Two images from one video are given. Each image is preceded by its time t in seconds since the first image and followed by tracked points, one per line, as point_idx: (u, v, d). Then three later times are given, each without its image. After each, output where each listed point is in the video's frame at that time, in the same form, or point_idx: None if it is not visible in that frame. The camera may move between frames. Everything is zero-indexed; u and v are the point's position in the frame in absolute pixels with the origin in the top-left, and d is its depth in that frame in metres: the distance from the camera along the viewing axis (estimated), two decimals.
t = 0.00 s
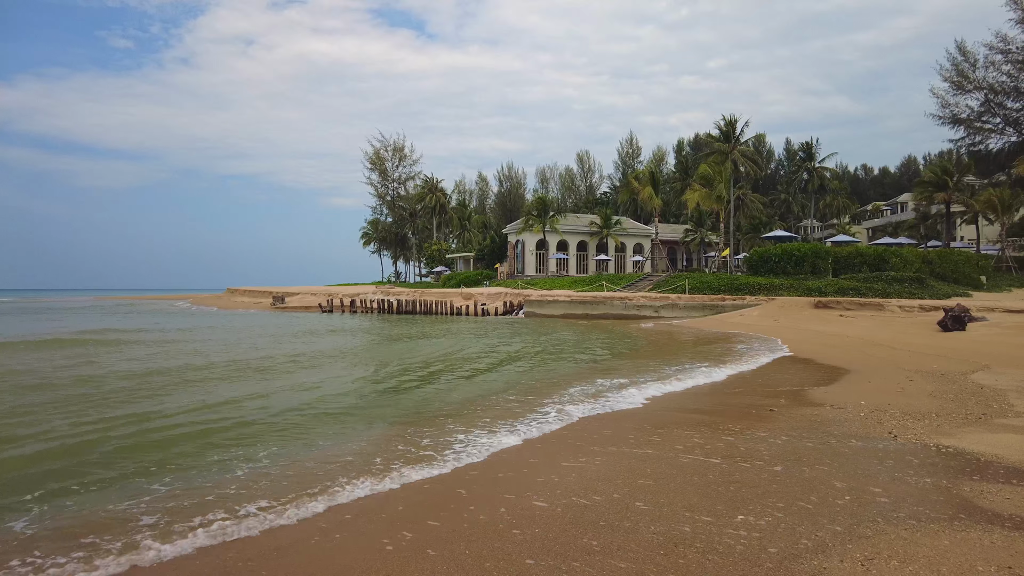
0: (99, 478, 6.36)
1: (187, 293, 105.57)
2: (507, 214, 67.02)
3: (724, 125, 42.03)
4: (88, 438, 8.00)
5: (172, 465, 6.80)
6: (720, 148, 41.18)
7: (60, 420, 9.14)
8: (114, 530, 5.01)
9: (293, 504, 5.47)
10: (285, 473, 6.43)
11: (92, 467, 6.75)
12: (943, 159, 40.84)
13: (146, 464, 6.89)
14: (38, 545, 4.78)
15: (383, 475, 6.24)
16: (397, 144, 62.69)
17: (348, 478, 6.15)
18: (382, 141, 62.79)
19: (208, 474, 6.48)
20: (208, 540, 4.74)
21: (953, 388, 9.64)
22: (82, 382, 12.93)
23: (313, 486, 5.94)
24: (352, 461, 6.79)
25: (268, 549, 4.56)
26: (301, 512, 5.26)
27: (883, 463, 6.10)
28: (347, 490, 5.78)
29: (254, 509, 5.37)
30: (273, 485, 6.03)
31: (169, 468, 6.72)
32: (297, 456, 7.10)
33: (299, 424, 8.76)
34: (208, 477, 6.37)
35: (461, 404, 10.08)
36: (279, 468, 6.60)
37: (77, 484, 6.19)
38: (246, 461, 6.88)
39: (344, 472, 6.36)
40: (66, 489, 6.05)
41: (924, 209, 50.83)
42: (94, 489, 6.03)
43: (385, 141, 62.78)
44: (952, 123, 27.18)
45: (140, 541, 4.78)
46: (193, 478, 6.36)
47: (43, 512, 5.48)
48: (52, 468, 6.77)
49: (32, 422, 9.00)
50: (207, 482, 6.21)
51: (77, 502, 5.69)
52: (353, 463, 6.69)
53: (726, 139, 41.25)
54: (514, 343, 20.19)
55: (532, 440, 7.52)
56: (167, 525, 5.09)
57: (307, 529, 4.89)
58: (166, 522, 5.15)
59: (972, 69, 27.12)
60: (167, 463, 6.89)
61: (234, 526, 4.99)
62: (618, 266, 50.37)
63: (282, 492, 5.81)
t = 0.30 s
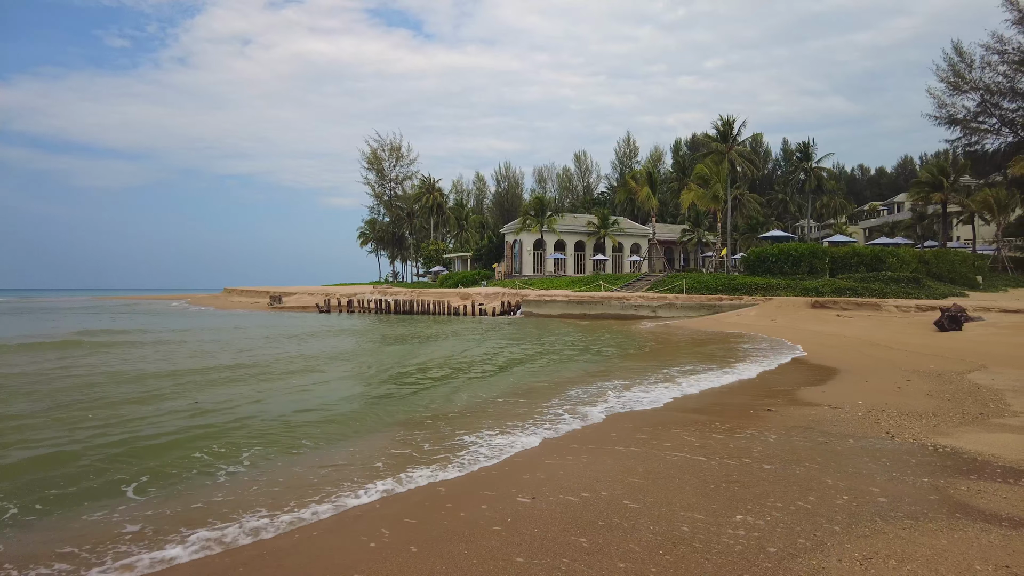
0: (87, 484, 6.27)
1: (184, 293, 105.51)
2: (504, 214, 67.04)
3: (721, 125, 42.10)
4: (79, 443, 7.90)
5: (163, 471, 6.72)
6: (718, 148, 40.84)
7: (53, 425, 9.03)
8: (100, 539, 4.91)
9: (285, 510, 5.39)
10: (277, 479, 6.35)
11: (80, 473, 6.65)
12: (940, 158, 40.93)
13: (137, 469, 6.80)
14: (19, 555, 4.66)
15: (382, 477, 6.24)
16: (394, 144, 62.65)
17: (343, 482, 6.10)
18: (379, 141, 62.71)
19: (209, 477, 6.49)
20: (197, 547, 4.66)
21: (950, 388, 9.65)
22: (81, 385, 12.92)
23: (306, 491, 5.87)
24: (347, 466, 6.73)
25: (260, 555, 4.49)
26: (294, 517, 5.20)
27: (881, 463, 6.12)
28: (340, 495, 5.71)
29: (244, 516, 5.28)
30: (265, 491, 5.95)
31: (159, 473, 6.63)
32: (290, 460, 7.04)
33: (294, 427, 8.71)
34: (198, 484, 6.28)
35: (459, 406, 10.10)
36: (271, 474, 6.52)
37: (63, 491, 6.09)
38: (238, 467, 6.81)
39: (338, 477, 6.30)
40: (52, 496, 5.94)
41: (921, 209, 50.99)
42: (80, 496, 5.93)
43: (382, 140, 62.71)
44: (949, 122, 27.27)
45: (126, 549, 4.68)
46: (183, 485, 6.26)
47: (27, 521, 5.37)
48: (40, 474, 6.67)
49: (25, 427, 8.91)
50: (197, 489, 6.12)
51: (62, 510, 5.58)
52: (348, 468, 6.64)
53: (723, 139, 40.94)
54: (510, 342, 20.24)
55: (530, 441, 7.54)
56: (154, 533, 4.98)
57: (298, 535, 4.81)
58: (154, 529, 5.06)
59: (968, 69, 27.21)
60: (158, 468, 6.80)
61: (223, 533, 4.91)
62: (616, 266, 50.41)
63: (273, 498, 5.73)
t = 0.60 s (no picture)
0: (74, 490, 6.20)
1: (182, 292, 105.50)
2: (502, 214, 67.06)
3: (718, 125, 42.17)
4: (67, 449, 7.82)
5: (152, 476, 6.67)
6: (715, 148, 40.93)
7: (45, 429, 8.97)
8: (77, 548, 4.82)
9: (272, 517, 5.31)
10: (264, 486, 6.27)
11: (64, 479, 6.56)
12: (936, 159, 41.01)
13: (129, 473, 6.76)
14: (6, 562, 4.61)
15: (378, 481, 6.21)
16: (391, 144, 62.65)
17: (331, 488, 6.04)
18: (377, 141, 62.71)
19: (204, 481, 6.46)
20: (187, 553, 4.62)
21: (946, 388, 9.66)
22: (77, 388, 12.90)
23: (295, 497, 5.81)
24: (336, 471, 6.67)
25: (249, 560, 4.44)
26: (281, 523, 5.13)
27: (877, 462, 6.13)
28: (331, 501, 5.64)
29: (223, 524, 5.18)
30: (251, 498, 5.87)
31: (145, 480, 6.55)
32: (279, 465, 6.97)
33: (287, 430, 8.67)
34: (183, 490, 6.20)
35: (455, 409, 10.09)
36: (257, 480, 6.43)
37: (46, 498, 6.00)
38: (223, 473, 6.74)
39: (324, 483, 6.22)
40: (33, 503, 5.85)
41: (917, 209, 51.14)
42: (63, 503, 5.84)
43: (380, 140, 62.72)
44: (946, 122, 27.36)
45: (103, 559, 4.59)
46: (168, 492, 6.18)
47: (16, 527, 5.32)
48: (30, 480, 6.61)
49: (18, 432, 8.85)
50: (179, 497, 6.02)
51: (42, 519, 5.48)
52: (337, 473, 6.58)
53: (721, 140, 41.04)
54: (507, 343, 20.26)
55: (527, 442, 7.52)
56: (133, 542, 4.89)
57: (285, 541, 4.74)
58: (132, 539, 4.96)
59: (964, 69, 27.32)
60: (144, 474, 6.72)
61: (206, 542, 4.82)
62: (613, 266, 50.46)
63: (260, 505, 5.67)
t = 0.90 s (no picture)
0: (63, 494, 6.19)
1: (181, 293, 105.53)
2: (500, 213, 67.06)
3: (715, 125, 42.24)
4: (56, 455, 7.76)
5: (143, 479, 6.66)
6: (713, 148, 40.67)
7: (38, 433, 8.97)
8: (60, 554, 4.77)
9: (258, 522, 5.27)
10: (255, 489, 6.24)
11: (55, 484, 6.54)
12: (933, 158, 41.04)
13: (121, 477, 6.76)
14: None
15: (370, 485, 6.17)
16: (388, 144, 62.65)
17: (316, 493, 5.99)
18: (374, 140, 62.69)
19: (195, 484, 6.44)
20: (175, 558, 4.59)
21: (944, 388, 9.65)
22: (73, 391, 12.89)
23: (280, 502, 5.76)
24: (324, 476, 6.64)
25: (239, 564, 4.41)
26: (266, 528, 5.09)
27: (874, 462, 6.14)
28: (320, 505, 5.61)
29: (203, 530, 5.12)
30: (241, 502, 5.84)
31: (135, 483, 6.53)
32: (267, 469, 6.92)
33: (280, 434, 8.64)
34: (173, 493, 6.18)
35: (452, 411, 10.07)
36: (242, 485, 6.38)
37: (33, 503, 5.96)
38: (213, 476, 6.71)
39: (307, 488, 6.17)
40: (16, 509, 5.78)
41: (914, 209, 51.26)
42: (48, 508, 5.80)
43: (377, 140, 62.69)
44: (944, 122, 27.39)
45: (80, 565, 4.51)
46: (158, 495, 6.16)
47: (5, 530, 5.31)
48: (21, 484, 6.60)
49: (11, 436, 8.80)
50: (162, 502, 5.96)
51: (23, 524, 5.42)
52: (326, 478, 6.54)
53: (718, 140, 40.84)
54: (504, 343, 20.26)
55: (522, 445, 7.51)
56: (107, 549, 4.81)
57: (273, 546, 4.70)
58: (112, 544, 4.89)
59: (962, 69, 27.35)
60: (135, 478, 6.70)
61: (185, 548, 4.76)
62: (611, 265, 50.48)
63: (250, 508, 5.64)
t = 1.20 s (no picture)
0: (50, 500, 6.20)
1: (180, 292, 105.52)
2: (498, 213, 67.06)
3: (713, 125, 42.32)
4: (45, 459, 7.76)
5: (130, 484, 6.66)
6: (712, 148, 41.11)
7: (31, 436, 8.99)
8: (40, 558, 4.77)
9: (239, 527, 5.26)
10: (240, 493, 6.23)
11: (43, 489, 6.56)
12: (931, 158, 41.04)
13: (110, 482, 6.77)
14: None
15: (358, 488, 6.17)
16: (386, 144, 62.59)
17: (299, 497, 5.98)
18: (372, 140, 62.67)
19: (180, 485, 6.44)
20: (155, 564, 4.58)
21: (942, 388, 9.64)
22: (68, 392, 12.90)
23: (265, 506, 5.75)
24: (310, 479, 6.63)
25: (225, 569, 4.40)
26: (249, 534, 5.07)
27: (870, 461, 6.14)
28: (303, 510, 5.60)
29: (180, 536, 5.10)
30: (226, 506, 5.84)
31: (123, 488, 6.54)
32: (257, 470, 6.93)
33: (272, 437, 8.64)
34: (160, 495, 6.18)
35: (450, 412, 10.07)
36: (230, 488, 6.38)
37: (19, 508, 5.98)
38: (201, 478, 6.71)
39: (289, 493, 6.16)
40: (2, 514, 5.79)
41: (912, 208, 51.28)
42: (34, 512, 5.81)
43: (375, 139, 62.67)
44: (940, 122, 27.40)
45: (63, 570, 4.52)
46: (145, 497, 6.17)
47: None
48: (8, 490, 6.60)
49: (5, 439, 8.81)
50: (146, 504, 5.96)
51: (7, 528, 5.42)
52: (313, 481, 6.52)
53: (716, 139, 41.22)
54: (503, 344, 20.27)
55: (516, 446, 7.52)
56: (90, 553, 4.82)
57: (258, 551, 4.70)
58: (94, 548, 4.91)
59: (958, 69, 27.39)
60: (122, 483, 6.70)
61: (163, 554, 4.75)
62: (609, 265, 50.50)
63: (234, 512, 5.64)
